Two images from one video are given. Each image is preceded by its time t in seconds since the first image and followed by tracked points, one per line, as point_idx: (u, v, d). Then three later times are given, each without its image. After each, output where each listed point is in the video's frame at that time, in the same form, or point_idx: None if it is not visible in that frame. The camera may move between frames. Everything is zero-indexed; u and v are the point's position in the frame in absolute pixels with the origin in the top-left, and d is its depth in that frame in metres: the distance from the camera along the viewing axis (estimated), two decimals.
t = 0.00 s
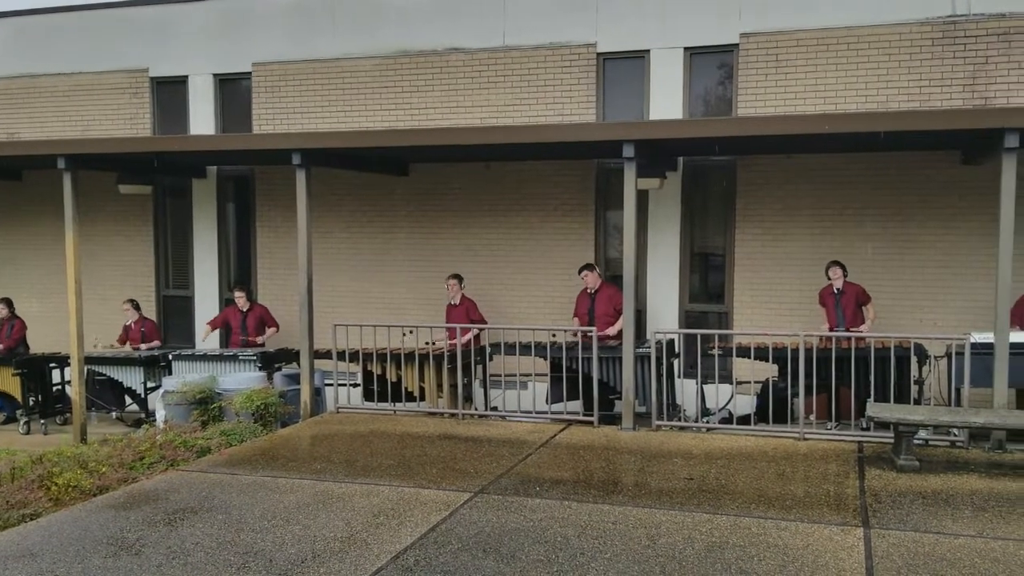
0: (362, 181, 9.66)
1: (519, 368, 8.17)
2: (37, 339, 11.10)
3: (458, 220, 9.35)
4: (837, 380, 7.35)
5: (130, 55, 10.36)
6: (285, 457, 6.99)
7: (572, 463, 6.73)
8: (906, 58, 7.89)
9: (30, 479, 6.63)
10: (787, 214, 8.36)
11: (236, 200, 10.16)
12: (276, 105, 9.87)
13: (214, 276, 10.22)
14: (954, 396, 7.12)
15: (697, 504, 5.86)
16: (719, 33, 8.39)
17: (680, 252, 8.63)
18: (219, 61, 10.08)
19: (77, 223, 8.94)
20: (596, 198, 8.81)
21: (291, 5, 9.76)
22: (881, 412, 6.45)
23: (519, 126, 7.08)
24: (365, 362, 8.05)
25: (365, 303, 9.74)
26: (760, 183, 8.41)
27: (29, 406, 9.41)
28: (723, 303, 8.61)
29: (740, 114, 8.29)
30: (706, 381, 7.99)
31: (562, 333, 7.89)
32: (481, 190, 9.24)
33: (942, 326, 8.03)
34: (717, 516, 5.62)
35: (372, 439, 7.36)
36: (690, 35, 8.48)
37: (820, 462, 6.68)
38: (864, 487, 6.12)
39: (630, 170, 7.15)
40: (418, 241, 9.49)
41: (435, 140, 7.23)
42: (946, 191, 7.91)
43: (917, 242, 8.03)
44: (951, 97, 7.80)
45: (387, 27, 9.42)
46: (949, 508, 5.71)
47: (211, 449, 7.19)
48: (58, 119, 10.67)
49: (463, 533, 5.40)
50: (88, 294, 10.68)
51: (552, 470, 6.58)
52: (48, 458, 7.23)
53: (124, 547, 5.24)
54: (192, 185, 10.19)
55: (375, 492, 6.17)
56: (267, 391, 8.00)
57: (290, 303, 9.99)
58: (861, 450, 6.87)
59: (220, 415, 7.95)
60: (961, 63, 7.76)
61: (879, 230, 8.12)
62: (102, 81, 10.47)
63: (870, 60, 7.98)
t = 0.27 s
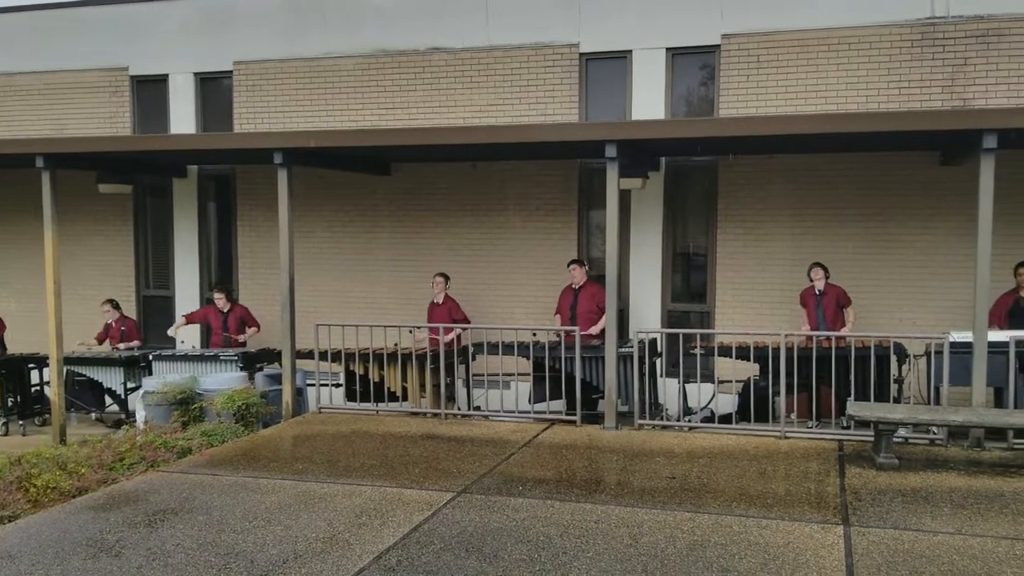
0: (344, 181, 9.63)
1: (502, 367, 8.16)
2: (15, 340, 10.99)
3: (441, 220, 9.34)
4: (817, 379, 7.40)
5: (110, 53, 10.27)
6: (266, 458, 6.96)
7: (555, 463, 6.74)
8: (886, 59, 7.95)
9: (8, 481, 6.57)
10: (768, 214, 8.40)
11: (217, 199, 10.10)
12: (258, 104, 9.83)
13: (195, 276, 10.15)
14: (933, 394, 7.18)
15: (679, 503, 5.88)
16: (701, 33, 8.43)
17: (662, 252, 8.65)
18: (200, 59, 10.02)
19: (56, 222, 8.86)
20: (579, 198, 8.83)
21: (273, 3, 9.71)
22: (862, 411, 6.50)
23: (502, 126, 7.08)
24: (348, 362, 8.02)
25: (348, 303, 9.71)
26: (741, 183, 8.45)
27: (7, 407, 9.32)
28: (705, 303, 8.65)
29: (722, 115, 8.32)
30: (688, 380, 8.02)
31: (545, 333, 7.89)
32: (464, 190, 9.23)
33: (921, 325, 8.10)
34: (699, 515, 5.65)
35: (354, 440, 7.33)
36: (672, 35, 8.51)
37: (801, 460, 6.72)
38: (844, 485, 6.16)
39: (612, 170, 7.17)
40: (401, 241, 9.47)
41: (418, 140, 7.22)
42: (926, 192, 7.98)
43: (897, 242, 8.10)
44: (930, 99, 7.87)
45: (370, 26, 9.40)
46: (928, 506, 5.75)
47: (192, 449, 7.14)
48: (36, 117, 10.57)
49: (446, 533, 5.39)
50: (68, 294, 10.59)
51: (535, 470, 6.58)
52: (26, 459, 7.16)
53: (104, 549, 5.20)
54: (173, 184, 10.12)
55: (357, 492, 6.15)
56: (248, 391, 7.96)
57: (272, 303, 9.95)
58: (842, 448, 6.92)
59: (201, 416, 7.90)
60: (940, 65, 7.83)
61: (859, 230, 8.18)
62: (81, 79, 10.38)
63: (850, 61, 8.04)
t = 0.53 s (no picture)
0: (328, 180, 9.59)
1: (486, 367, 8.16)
2: None
3: (425, 219, 9.32)
4: (800, 378, 7.43)
5: (91, 51, 10.19)
6: (249, 458, 6.92)
7: (540, 462, 6.74)
8: (868, 59, 8.00)
9: None
10: (751, 214, 8.43)
11: (200, 199, 10.04)
12: (241, 103, 9.77)
13: (177, 276, 10.09)
14: (914, 393, 7.23)
15: (662, 502, 5.89)
16: (684, 33, 8.44)
17: (646, 251, 8.67)
18: (182, 57, 9.95)
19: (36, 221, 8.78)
20: (564, 198, 8.83)
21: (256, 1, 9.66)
22: (844, 410, 6.54)
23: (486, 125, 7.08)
24: (332, 362, 7.99)
25: (332, 303, 9.68)
26: (725, 183, 8.48)
27: None
28: (689, 302, 8.68)
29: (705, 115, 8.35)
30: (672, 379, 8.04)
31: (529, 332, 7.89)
32: (448, 189, 9.22)
33: (902, 324, 8.15)
34: (682, 514, 5.66)
35: (337, 440, 7.31)
36: (656, 36, 8.53)
37: (784, 459, 6.75)
38: (826, 484, 6.20)
39: (596, 169, 7.18)
40: (386, 240, 9.45)
41: (401, 139, 7.20)
42: (907, 192, 8.04)
43: (878, 242, 8.15)
44: (912, 99, 7.92)
45: (354, 25, 9.37)
46: (909, 504, 5.79)
47: (175, 450, 7.10)
48: (17, 116, 10.48)
49: (429, 533, 5.38)
50: (49, 294, 10.50)
51: (519, 469, 6.58)
52: (6, 460, 7.09)
53: (85, 551, 5.16)
54: (155, 183, 10.06)
55: (341, 492, 6.13)
56: (231, 392, 7.92)
57: (256, 303, 9.90)
58: (824, 447, 6.96)
59: (184, 416, 7.86)
60: (922, 66, 7.88)
61: (841, 229, 8.23)
62: (62, 77, 10.30)
63: (833, 62, 8.08)
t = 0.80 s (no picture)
0: (312, 177, 9.55)
1: (470, 365, 8.15)
2: None
3: (409, 217, 9.30)
4: (783, 375, 7.47)
5: (72, 47, 10.12)
6: (233, 457, 6.89)
7: (524, 460, 6.74)
8: (850, 57, 8.03)
9: None
10: (735, 212, 8.46)
11: (182, 196, 9.98)
12: (223, 99, 9.72)
13: (159, 274, 10.03)
14: (896, 389, 7.27)
15: (646, 498, 5.91)
16: (668, 31, 8.46)
17: (630, 249, 8.68)
18: (163, 53, 9.88)
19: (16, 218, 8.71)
20: (548, 195, 8.84)
21: None
22: (827, 406, 6.58)
23: (470, 122, 7.06)
24: (316, 360, 7.96)
25: (316, 301, 9.64)
26: (709, 181, 8.50)
27: None
28: (673, 300, 8.70)
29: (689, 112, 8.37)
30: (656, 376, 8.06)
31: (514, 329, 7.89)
32: (433, 187, 9.20)
33: (884, 321, 8.20)
34: (666, 510, 5.68)
35: (321, 438, 7.28)
36: (640, 33, 8.54)
37: (767, 455, 6.78)
38: (809, 480, 6.23)
39: (581, 167, 7.18)
40: (370, 238, 9.42)
41: (385, 136, 7.18)
42: (889, 189, 8.08)
43: (861, 239, 8.19)
44: (894, 97, 7.96)
45: (337, 21, 9.33)
46: (891, 500, 5.83)
47: (157, 449, 7.06)
48: None
49: (414, 531, 5.37)
50: (29, 291, 10.42)
51: (503, 467, 6.58)
52: None
53: (66, 550, 5.12)
54: (136, 180, 9.99)
55: (325, 490, 6.11)
56: (213, 390, 7.87)
57: (239, 301, 9.85)
58: (807, 443, 6.99)
59: (166, 415, 7.81)
60: (904, 64, 7.93)
61: (824, 227, 8.26)
62: (42, 73, 10.21)
63: (815, 60, 8.11)
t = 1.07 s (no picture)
0: (293, 175, 9.51)
1: (453, 363, 8.14)
2: None
3: (391, 215, 9.27)
4: (764, 371, 7.50)
5: (50, 44, 10.03)
6: (214, 456, 6.85)
7: (507, 457, 6.74)
8: (831, 55, 8.07)
9: None
10: (716, 209, 8.49)
11: (162, 194, 9.91)
12: (203, 96, 9.65)
13: (139, 273, 9.95)
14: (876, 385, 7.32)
15: (629, 495, 5.92)
16: (650, 29, 8.47)
17: (613, 246, 8.70)
18: (142, 50, 9.80)
19: None
20: (530, 193, 8.84)
21: None
22: (808, 402, 6.61)
23: (451, 119, 7.05)
24: (297, 359, 7.93)
25: (298, 299, 9.60)
26: (690, 178, 8.53)
27: None
28: (655, 297, 8.72)
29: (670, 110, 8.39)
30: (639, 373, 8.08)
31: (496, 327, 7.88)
32: (415, 184, 9.18)
33: (865, 317, 8.25)
34: (649, 507, 5.69)
35: (303, 437, 7.25)
36: (621, 31, 8.55)
37: (749, 451, 6.81)
38: (790, 475, 6.26)
39: (562, 164, 7.18)
40: (352, 236, 9.39)
41: (366, 133, 7.15)
42: (870, 187, 8.13)
43: (841, 236, 8.23)
44: (873, 95, 8.01)
45: (319, 19, 9.28)
46: (872, 495, 5.87)
47: (137, 449, 7.01)
48: None
49: (396, 529, 5.36)
50: (7, 290, 10.32)
51: (486, 464, 6.58)
52: None
53: (45, 551, 5.07)
54: (116, 178, 9.91)
55: (307, 489, 6.09)
56: (194, 389, 7.82)
57: (221, 299, 9.80)
58: (788, 439, 7.03)
59: (147, 415, 7.76)
60: (883, 62, 7.97)
61: (805, 224, 8.31)
62: (20, 70, 10.12)
63: (796, 58, 8.15)
